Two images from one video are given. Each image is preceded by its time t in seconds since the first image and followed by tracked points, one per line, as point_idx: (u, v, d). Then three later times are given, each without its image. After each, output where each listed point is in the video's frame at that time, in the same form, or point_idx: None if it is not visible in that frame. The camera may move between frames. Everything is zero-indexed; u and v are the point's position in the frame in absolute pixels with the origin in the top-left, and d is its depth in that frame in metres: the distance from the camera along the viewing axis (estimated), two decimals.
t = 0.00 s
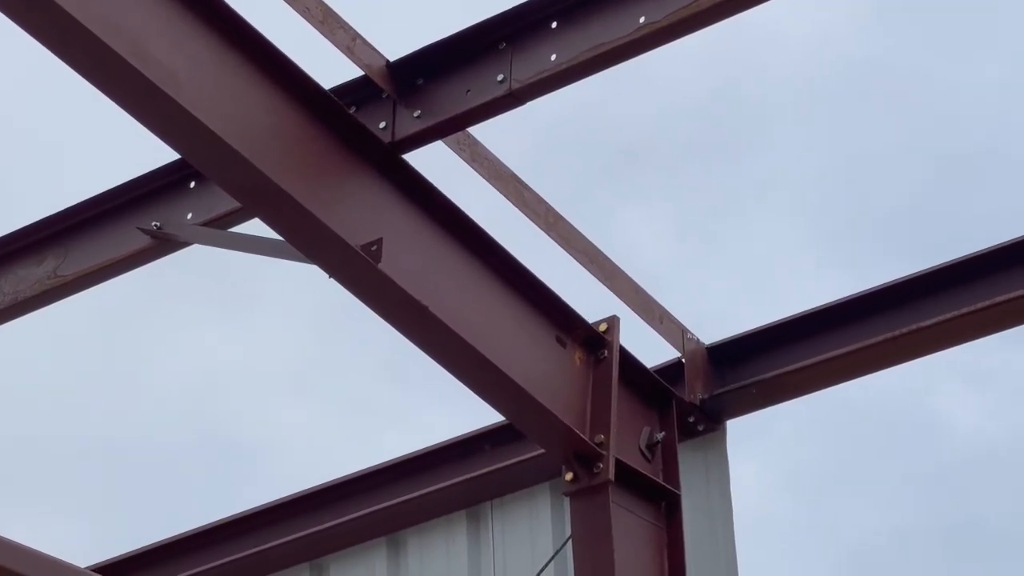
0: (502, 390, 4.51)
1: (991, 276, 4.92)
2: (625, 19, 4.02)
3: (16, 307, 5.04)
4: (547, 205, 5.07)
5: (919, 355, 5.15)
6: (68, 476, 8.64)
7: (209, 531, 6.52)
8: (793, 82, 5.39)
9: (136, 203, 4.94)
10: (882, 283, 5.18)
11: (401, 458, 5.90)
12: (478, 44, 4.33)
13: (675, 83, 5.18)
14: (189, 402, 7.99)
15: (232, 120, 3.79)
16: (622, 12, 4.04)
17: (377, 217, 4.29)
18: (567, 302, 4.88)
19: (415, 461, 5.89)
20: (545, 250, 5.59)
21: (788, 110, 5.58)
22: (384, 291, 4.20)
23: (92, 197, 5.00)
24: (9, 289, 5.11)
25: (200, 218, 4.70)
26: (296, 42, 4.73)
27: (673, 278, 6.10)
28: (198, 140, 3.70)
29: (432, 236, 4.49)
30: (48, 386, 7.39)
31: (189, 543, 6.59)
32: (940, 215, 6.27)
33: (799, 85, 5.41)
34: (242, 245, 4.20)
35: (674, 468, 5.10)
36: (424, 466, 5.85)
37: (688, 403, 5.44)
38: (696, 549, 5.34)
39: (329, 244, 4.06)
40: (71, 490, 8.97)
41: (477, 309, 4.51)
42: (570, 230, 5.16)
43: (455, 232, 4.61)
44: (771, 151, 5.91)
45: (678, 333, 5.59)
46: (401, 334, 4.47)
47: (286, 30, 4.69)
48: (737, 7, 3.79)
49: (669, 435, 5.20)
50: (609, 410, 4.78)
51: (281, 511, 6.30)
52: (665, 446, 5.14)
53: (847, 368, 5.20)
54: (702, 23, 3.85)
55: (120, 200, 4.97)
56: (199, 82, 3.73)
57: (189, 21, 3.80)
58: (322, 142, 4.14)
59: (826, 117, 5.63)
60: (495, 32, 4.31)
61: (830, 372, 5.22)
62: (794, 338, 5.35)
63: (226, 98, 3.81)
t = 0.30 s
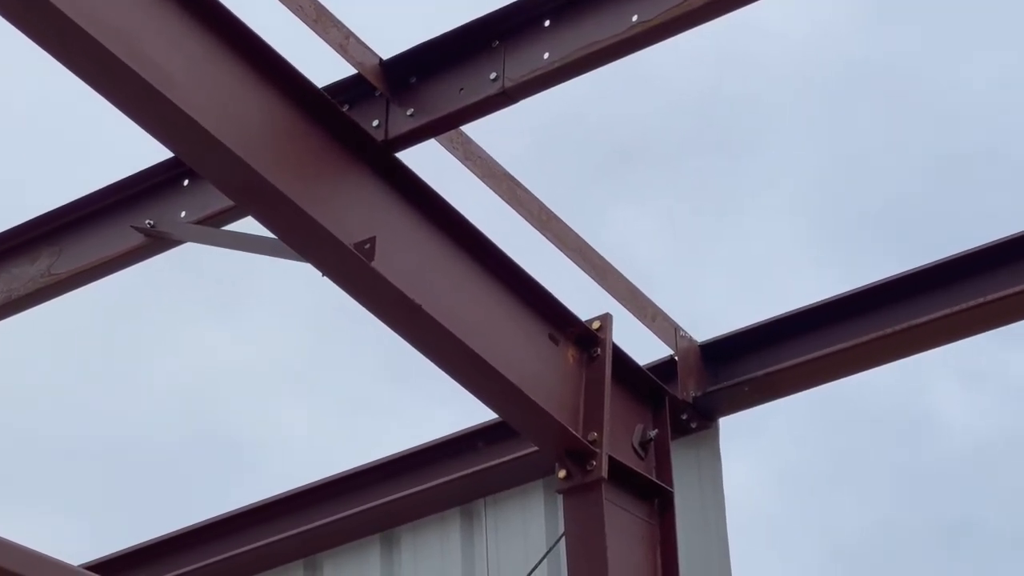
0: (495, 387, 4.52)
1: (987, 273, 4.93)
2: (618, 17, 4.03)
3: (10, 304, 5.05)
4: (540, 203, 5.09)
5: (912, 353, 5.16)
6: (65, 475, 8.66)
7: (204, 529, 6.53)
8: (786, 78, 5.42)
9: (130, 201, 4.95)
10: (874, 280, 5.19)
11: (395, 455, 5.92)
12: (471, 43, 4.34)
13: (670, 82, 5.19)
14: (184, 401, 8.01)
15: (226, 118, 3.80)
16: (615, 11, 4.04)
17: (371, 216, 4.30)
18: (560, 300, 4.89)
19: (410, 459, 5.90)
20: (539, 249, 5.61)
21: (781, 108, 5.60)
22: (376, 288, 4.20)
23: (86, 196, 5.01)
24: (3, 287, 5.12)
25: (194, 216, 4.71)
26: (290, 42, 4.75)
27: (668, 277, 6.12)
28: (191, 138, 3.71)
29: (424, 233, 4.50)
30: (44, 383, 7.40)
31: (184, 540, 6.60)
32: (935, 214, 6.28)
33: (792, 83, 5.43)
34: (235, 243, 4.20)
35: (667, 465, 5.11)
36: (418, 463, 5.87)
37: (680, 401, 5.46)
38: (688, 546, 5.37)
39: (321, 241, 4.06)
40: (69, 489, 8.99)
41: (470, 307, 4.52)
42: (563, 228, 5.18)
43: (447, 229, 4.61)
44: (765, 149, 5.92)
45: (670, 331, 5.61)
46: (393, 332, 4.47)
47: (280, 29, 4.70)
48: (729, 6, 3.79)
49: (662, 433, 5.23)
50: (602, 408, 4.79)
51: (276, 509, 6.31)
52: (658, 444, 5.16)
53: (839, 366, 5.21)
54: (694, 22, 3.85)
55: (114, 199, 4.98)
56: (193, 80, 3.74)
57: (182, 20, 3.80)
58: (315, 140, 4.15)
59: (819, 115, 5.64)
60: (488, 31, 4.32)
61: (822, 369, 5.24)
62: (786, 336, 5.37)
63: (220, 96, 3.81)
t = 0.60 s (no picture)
0: (492, 384, 4.52)
1: (985, 269, 4.93)
2: (615, 14, 4.02)
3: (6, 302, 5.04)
4: (537, 200, 5.09)
5: (908, 350, 5.16)
6: (64, 472, 8.66)
7: (201, 526, 6.54)
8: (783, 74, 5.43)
9: (127, 198, 4.95)
10: (871, 277, 5.19)
11: (392, 453, 5.92)
12: (467, 39, 4.34)
13: (667, 80, 5.20)
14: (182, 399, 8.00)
15: (223, 115, 3.79)
16: (612, 7, 4.04)
17: (367, 213, 4.30)
18: (557, 297, 4.89)
19: (407, 456, 5.91)
20: (535, 246, 5.62)
21: (778, 106, 5.60)
22: (373, 285, 4.20)
23: (83, 193, 5.02)
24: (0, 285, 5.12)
25: (190, 214, 4.71)
26: (287, 39, 4.74)
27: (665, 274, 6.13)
28: (188, 135, 3.70)
29: (421, 230, 4.49)
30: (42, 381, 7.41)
31: (181, 537, 6.60)
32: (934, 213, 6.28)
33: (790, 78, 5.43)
34: (231, 240, 4.20)
35: (664, 462, 5.13)
36: (416, 460, 5.87)
37: (677, 398, 5.47)
38: (685, 542, 5.36)
39: (318, 238, 4.05)
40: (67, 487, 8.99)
41: (467, 304, 4.51)
42: (559, 225, 5.18)
43: (443, 226, 4.61)
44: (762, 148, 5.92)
45: (667, 328, 5.61)
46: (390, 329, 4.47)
47: (279, 25, 4.70)
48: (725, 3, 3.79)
49: (659, 430, 5.23)
50: (599, 405, 4.79)
51: (273, 506, 6.31)
52: (655, 441, 5.17)
53: (835, 363, 5.21)
54: (691, 19, 3.85)
55: (110, 196, 4.98)
56: (190, 78, 3.73)
57: (179, 18, 3.80)
58: (312, 137, 4.14)
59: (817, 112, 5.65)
60: (484, 28, 4.32)
61: (818, 366, 5.24)
62: (783, 333, 5.37)
63: (217, 93, 3.81)
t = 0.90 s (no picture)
0: (493, 381, 4.53)
1: (986, 265, 4.94)
2: (614, 11, 4.03)
3: (7, 299, 5.05)
4: (537, 196, 5.09)
5: (908, 346, 5.17)
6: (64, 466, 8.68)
7: (202, 522, 6.54)
8: (784, 69, 5.43)
9: (126, 195, 4.96)
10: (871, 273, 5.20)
11: (392, 448, 5.93)
12: (468, 36, 4.34)
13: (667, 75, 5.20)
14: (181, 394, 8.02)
15: (223, 114, 3.79)
16: (611, 2, 4.04)
17: (366, 209, 4.30)
18: (558, 294, 4.89)
19: (407, 452, 5.92)
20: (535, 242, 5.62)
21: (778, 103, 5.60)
22: (373, 282, 4.20)
23: (83, 190, 5.02)
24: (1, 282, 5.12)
25: (190, 211, 4.72)
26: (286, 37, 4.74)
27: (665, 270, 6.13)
28: (189, 134, 3.71)
29: (420, 226, 4.49)
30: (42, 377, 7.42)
31: (182, 533, 6.62)
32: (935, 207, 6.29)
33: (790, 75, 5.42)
34: (231, 237, 4.20)
35: (664, 458, 5.15)
36: (415, 456, 5.88)
37: (677, 394, 5.47)
38: (685, 540, 5.38)
39: (318, 235, 4.06)
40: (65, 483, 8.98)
41: (467, 301, 4.52)
42: (559, 222, 5.18)
43: (443, 222, 4.61)
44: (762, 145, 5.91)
45: (667, 324, 5.61)
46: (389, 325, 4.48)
47: (279, 23, 4.70)
48: None
49: (658, 426, 5.24)
50: (599, 402, 4.80)
51: (273, 502, 6.32)
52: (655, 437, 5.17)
53: (835, 359, 5.22)
54: (690, 15, 3.85)
55: (109, 193, 4.98)
56: (191, 76, 3.74)
57: (180, 17, 3.80)
58: (312, 134, 4.14)
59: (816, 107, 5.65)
60: (484, 25, 4.31)
61: (818, 362, 5.25)
62: (783, 329, 5.38)
63: (218, 92, 3.81)
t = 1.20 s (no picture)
0: (492, 379, 4.53)
1: (986, 263, 4.95)
2: (612, 9, 4.03)
3: (6, 297, 5.05)
4: (536, 194, 5.09)
5: (906, 344, 5.18)
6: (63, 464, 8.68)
7: (201, 520, 6.54)
8: (783, 70, 5.43)
9: (125, 192, 4.96)
10: (869, 271, 5.21)
11: (391, 446, 5.93)
12: (467, 34, 4.34)
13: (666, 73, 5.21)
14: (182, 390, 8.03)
15: (223, 112, 3.80)
16: (609, 1, 4.04)
17: (366, 206, 4.31)
18: (557, 292, 4.90)
19: (406, 450, 5.92)
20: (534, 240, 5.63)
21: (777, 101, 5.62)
22: (372, 279, 4.21)
23: (81, 187, 5.02)
24: None
25: (189, 209, 4.73)
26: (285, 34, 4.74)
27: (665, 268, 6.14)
28: (189, 132, 3.71)
29: (419, 224, 4.50)
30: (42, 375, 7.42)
31: (182, 531, 6.61)
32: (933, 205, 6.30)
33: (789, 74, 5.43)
34: (230, 236, 4.20)
35: (662, 456, 5.15)
36: (415, 453, 5.89)
37: (676, 392, 5.48)
38: (683, 539, 5.38)
39: (316, 233, 4.06)
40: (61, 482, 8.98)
41: (467, 299, 4.52)
42: (558, 220, 5.19)
43: (441, 219, 4.61)
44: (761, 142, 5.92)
45: (666, 322, 5.61)
46: (388, 323, 4.48)
47: (279, 20, 4.71)
48: None
49: (657, 424, 5.24)
50: (598, 400, 4.80)
51: (272, 500, 6.32)
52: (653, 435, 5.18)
53: (834, 357, 5.23)
54: (689, 13, 3.86)
55: (108, 191, 4.99)
56: (190, 75, 3.74)
57: (179, 16, 3.80)
58: (312, 132, 4.15)
59: (815, 105, 5.66)
60: (483, 22, 4.32)
61: (818, 360, 5.26)
62: (782, 327, 5.38)
63: (217, 90, 3.81)
